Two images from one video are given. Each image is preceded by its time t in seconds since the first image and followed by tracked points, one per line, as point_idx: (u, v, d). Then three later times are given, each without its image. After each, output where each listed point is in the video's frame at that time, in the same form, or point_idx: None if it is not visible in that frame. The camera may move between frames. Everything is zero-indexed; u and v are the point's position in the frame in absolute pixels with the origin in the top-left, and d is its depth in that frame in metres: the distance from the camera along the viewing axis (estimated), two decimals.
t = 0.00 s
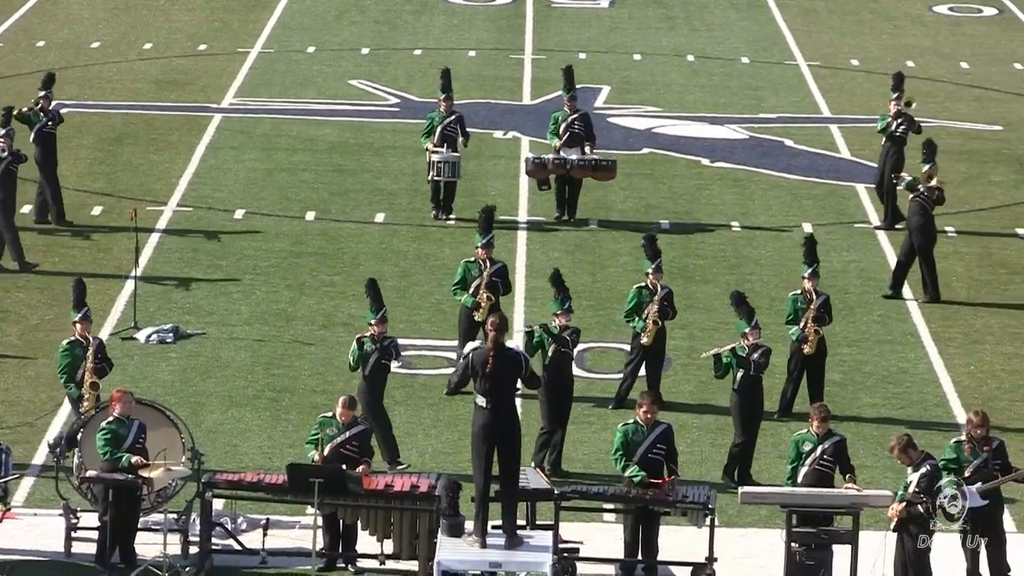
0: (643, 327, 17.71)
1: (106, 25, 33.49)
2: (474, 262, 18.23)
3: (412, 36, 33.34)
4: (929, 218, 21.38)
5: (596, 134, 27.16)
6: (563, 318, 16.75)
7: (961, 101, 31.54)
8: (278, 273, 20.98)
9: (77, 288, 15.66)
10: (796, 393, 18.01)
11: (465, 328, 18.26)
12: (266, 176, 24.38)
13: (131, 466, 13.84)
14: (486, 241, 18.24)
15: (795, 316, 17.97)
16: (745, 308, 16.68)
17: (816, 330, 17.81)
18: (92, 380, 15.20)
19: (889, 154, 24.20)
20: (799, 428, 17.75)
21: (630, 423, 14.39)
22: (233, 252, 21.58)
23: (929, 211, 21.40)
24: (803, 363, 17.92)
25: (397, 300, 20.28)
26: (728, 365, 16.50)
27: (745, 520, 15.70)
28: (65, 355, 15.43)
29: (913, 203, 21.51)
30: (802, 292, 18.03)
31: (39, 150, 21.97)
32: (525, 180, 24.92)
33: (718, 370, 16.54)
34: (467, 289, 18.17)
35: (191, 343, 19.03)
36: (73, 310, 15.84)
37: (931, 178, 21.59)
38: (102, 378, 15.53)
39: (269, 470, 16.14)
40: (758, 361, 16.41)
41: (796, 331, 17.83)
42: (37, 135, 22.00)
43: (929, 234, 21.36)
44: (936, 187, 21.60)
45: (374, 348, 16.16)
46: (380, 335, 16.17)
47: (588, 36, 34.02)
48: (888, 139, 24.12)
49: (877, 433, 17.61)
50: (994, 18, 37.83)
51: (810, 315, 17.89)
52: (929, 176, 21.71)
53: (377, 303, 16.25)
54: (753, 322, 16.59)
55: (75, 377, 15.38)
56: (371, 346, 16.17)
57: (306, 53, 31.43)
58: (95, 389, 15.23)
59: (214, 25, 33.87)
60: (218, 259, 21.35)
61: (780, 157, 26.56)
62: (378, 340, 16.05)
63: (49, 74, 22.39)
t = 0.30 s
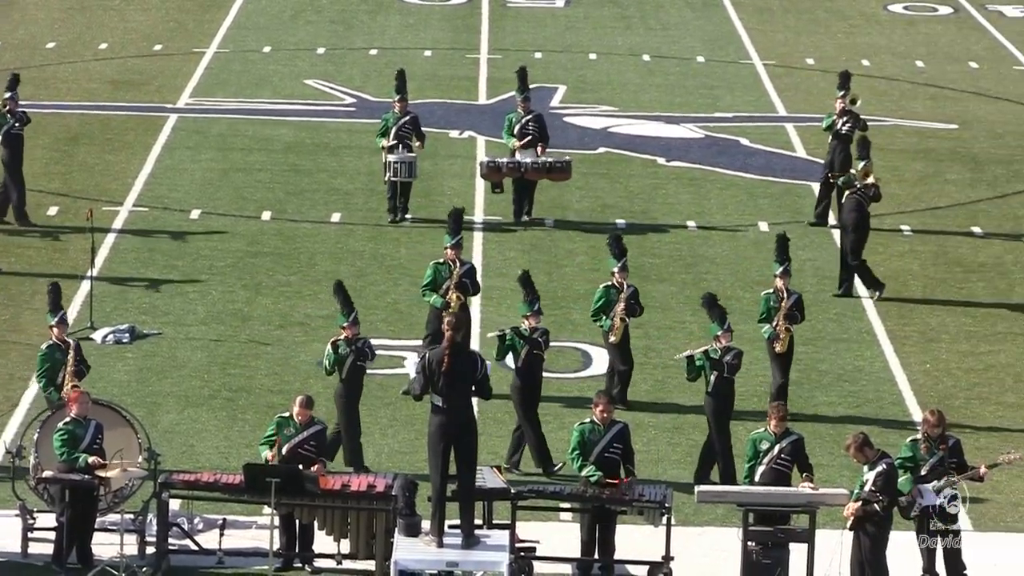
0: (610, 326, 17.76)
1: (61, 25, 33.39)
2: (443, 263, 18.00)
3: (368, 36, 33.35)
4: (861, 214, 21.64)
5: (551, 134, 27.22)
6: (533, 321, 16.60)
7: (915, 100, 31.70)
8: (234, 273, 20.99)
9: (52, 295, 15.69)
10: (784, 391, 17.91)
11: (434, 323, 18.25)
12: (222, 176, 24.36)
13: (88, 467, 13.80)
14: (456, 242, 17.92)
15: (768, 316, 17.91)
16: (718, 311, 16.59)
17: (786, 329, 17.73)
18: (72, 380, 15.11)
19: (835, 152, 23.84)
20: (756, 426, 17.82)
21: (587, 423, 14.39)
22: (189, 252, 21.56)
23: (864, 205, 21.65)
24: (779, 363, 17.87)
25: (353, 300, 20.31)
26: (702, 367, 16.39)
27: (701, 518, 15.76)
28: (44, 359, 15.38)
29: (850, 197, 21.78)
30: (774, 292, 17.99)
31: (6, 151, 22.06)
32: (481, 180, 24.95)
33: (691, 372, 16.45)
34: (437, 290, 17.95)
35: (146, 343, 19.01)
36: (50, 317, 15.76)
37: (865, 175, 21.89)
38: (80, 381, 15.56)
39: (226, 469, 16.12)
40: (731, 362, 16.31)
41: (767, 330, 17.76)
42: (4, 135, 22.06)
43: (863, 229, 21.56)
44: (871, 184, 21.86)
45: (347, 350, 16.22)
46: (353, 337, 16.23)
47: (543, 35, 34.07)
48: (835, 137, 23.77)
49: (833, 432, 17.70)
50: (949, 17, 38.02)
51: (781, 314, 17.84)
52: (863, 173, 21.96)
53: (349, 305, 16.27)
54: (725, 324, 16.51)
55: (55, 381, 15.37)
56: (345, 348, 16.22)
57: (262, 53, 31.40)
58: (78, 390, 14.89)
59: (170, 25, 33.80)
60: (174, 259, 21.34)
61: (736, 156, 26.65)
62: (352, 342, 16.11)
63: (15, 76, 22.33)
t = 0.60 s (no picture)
0: (584, 326, 17.90)
1: (16, 24, 33.29)
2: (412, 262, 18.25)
3: (326, 34, 33.37)
4: (803, 213, 21.87)
5: (508, 132, 27.27)
6: (508, 319, 16.84)
7: (871, 98, 31.84)
8: (192, 272, 20.99)
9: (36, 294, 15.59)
10: (757, 394, 18.00)
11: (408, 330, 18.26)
12: (180, 174, 24.36)
13: (46, 467, 13.72)
14: (426, 239, 18.23)
15: (740, 317, 18.10)
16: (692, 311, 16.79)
17: (759, 328, 17.93)
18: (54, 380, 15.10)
19: (782, 149, 24.44)
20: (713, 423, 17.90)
21: (544, 421, 14.43)
22: (147, 252, 21.55)
23: (803, 203, 21.91)
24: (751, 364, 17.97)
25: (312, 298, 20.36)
26: (676, 365, 16.62)
27: (659, 517, 15.82)
28: (27, 358, 15.36)
29: (791, 196, 21.98)
30: (747, 293, 18.23)
31: None
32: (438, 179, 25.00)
33: (665, 370, 16.70)
34: (408, 288, 18.20)
35: (104, 342, 19.00)
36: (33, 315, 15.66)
37: (806, 174, 22.19)
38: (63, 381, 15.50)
39: (183, 468, 16.11)
40: (705, 360, 16.54)
41: (741, 330, 17.94)
42: None
43: (803, 225, 21.83)
44: (812, 184, 22.20)
45: (319, 349, 16.07)
46: (324, 335, 16.08)
47: (500, 34, 34.12)
48: (781, 135, 24.32)
49: (790, 430, 17.80)
50: (905, 16, 38.20)
51: (754, 314, 18.06)
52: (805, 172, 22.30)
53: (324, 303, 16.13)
54: (699, 323, 16.75)
55: (38, 379, 15.36)
56: (316, 347, 16.10)
57: (219, 52, 31.36)
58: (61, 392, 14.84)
59: (127, 25, 33.74)
60: (131, 258, 21.33)
61: (693, 154, 26.74)
62: (322, 342, 15.97)
63: None
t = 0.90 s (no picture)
0: (553, 325, 18.04)
1: None
2: (374, 262, 18.23)
3: (279, 33, 33.36)
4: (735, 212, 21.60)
5: (461, 131, 27.32)
6: (482, 318, 16.80)
7: (824, 96, 31.98)
8: (145, 271, 20.97)
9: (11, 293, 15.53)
10: (714, 390, 18.19)
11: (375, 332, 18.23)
12: (134, 174, 24.32)
13: None
14: (388, 241, 18.35)
15: (708, 315, 18.17)
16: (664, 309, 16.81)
17: (728, 327, 18.00)
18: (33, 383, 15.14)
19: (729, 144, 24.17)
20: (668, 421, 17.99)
21: (498, 420, 14.49)
22: (100, 251, 21.52)
23: (735, 201, 21.63)
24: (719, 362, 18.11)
25: (266, 297, 20.37)
26: (649, 365, 16.55)
27: (614, 515, 15.88)
28: None
29: (723, 194, 21.69)
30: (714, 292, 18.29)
31: None
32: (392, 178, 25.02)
33: (637, 370, 16.59)
34: (370, 288, 18.21)
35: (57, 342, 18.96)
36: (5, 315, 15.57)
37: (740, 173, 21.93)
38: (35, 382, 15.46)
39: (137, 468, 16.09)
40: (678, 361, 16.51)
41: (710, 330, 18.04)
42: None
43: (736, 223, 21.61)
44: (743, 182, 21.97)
45: (288, 350, 16.11)
46: (293, 335, 16.15)
47: (453, 33, 34.14)
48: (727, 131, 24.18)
49: (744, 428, 17.89)
50: (858, 14, 38.38)
51: (723, 312, 18.12)
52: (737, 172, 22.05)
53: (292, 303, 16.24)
54: (671, 323, 16.76)
55: (13, 378, 15.25)
56: (283, 347, 16.13)
57: (173, 51, 31.30)
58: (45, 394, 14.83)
59: (81, 24, 33.65)
60: (84, 258, 21.29)
61: (647, 152, 26.82)
62: (291, 342, 16.04)
63: None
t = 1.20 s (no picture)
0: (519, 325, 18.12)
1: None
2: (337, 263, 18.32)
3: (233, 33, 33.35)
4: (670, 209, 21.57)
5: (416, 131, 27.35)
6: (455, 320, 16.83)
7: (778, 95, 32.12)
8: (100, 272, 20.95)
9: None
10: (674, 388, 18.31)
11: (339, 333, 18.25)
12: (88, 174, 24.29)
13: None
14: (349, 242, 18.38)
15: (678, 315, 18.27)
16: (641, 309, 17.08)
17: (699, 326, 18.08)
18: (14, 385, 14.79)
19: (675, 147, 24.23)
20: (623, 420, 18.07)
21: (453, 419, 14.54)
22: (54, 252, 21.49)
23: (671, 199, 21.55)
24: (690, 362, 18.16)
25: (221, 298, 20.37)
26: (624, 365, 16.94)
27: (569, 515, 15.95)
28: None
29: (657, 193, 21.59)
30: (684, 292, 18.40)
31: None
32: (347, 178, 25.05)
33: (613, 370, 16.97)
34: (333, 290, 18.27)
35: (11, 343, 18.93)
36: None
37: (672, 172, 21.74)
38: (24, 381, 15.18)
39: (92, 468, 16.08)
40: (654, 360, 16.88)
41: (679, 328, 18.12)
42: None
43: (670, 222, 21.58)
44: (677, 180, 21.80)
45: (265, 351, 16.14)
46: (269, 336, 16.18)
47: (407, 33, 34.18)
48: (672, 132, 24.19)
49: (699, 428, 17.98)
50: (811, 13, 38.56)
51: (693, 312, 18.20)
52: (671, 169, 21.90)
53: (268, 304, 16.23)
54: (647, 322, 17.02)
55: None
56: (261, 347, 16.18)
57: (127, 51, 31.26)
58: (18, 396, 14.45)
59: (34, 25, 33.58)
60: (38, 258, 21.26)
61: (601, 152, 26.89)
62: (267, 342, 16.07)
63: None
